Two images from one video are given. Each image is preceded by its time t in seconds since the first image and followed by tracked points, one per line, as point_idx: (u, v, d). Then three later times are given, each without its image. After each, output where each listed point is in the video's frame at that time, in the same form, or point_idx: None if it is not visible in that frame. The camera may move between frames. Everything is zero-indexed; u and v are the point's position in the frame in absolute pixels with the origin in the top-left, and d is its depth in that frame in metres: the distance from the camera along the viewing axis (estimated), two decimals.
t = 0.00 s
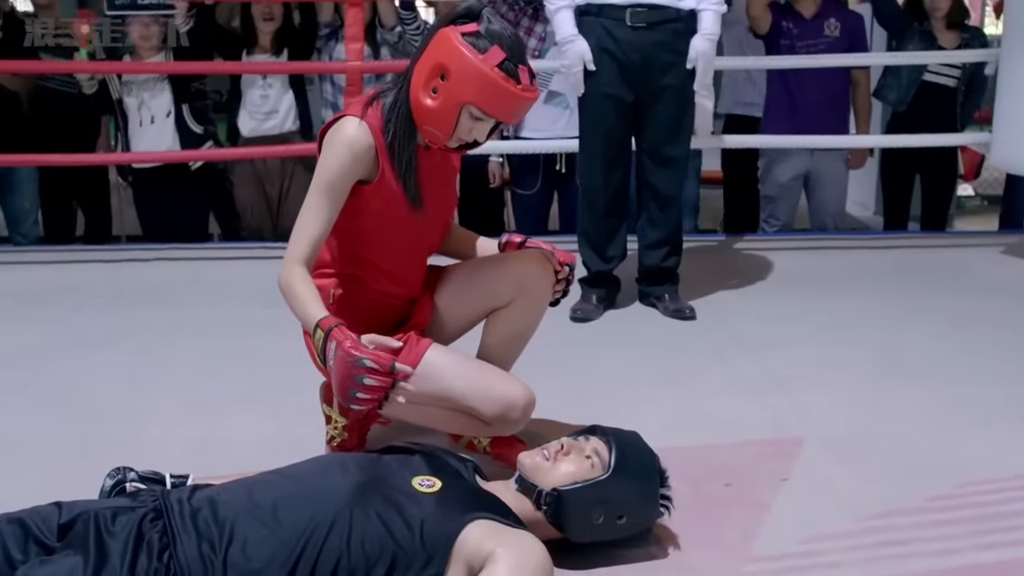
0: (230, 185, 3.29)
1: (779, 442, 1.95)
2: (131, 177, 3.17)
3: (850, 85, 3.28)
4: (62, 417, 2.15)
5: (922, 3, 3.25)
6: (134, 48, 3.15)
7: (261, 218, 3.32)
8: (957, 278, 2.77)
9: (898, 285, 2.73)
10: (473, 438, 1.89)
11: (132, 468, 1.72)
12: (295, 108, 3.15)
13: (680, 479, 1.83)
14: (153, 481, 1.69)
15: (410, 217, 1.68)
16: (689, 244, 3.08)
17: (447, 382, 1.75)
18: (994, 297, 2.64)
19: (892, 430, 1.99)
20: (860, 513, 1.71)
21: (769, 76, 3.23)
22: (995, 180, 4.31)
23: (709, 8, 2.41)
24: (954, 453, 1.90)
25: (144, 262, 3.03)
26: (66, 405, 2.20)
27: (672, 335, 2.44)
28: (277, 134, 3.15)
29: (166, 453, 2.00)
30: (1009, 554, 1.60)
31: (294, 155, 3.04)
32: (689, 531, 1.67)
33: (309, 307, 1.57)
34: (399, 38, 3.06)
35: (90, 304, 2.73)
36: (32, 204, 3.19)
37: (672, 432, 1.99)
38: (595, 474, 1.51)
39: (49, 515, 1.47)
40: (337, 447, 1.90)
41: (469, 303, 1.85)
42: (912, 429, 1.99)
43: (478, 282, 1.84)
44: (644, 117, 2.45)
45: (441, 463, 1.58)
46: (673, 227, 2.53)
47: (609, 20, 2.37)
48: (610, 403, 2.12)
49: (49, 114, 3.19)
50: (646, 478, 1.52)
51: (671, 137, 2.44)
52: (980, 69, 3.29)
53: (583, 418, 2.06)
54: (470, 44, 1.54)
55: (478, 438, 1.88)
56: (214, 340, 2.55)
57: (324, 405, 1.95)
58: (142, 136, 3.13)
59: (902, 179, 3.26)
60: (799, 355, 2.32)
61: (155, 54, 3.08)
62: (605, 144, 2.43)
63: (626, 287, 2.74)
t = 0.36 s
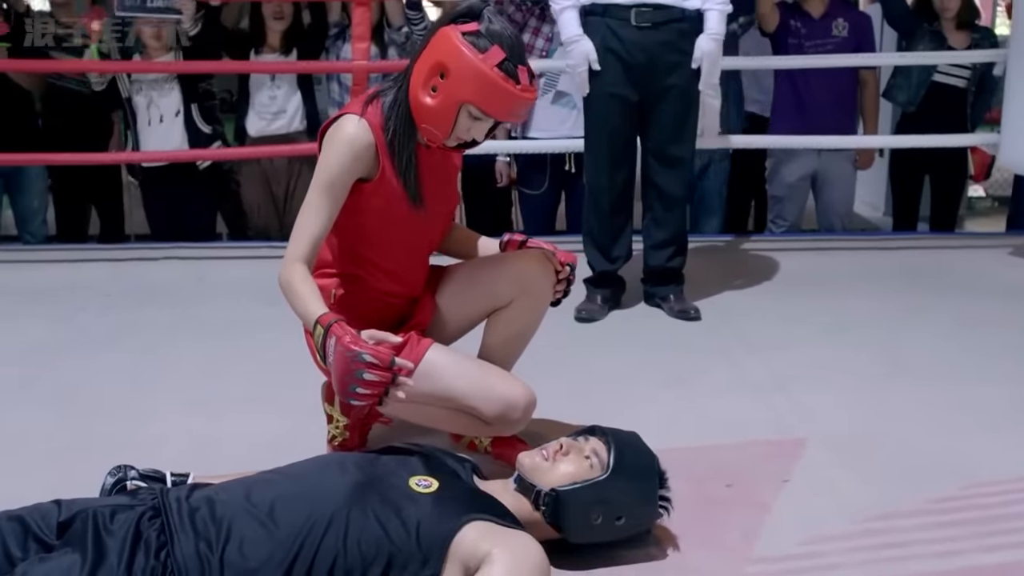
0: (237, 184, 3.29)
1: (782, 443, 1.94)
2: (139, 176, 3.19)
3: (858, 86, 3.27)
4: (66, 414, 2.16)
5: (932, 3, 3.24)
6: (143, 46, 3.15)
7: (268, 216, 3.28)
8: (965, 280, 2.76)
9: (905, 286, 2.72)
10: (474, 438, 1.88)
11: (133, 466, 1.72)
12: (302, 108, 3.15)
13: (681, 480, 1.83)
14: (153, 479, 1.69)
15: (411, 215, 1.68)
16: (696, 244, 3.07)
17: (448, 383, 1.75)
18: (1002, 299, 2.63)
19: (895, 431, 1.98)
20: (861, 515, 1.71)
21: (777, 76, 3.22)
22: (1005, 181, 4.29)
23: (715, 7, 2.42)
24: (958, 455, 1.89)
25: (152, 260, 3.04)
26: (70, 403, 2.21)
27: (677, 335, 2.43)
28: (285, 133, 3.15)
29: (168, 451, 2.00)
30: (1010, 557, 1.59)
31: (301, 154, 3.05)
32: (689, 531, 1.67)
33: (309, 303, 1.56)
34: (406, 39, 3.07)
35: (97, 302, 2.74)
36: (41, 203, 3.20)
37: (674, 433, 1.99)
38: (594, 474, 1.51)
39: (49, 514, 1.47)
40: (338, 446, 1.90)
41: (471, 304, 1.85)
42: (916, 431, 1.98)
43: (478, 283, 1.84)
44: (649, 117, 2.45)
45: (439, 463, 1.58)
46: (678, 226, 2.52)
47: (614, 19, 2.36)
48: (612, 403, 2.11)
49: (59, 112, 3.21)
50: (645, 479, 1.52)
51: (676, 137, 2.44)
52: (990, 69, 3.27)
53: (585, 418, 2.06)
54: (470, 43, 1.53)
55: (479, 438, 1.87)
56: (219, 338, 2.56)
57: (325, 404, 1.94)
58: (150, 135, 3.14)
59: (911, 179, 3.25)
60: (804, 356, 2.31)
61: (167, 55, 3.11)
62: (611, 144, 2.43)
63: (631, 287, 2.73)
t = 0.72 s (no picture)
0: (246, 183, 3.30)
1: (785, 444, 1.94)
2: (149, 176, 3.20)
3: (868, 86, 3.26)
4: (72, 412, 2.17)
5: (942, 4, 3.23)
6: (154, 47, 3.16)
7: (276, 217, 3.31)
8: (974, 281, 2.75)
9: (913, 287, 2.71)
10: (476, 438, 1.88)
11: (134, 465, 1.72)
12: (311, 108, 3.16)
13: (683, 481, 1.82)
14: (155, 478, 1.69)
15: (412, 215, 1.68)
16: (704, 244, 3.07)
17: (449, 382, 1.73)
18: (1011, 300, 2.62)
19: (899, 433, 1.97)
20: (863, 517, 1.70)
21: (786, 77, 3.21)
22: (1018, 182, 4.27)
23: (721, 7, 2.41)
24: (962, 457, 1.88)
25: (161, 259, 3.05)
26: (77, 401, 2.22)
27: (682, 336, 2.43)
28: (293, 133, 3.16)
29: (172, 449, 2.01)
30: (1011, 560, 1.59)
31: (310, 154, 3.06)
32: (689, 533, 1.67)
33: (312, 303, 1.56)
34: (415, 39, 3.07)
35: (106, 301, 2.75)
36: (52, 203, 3.22)
37: (677, 433, 1.99)
38: (593, 474, 1.51)
39: (51, 511, 1.47)
40: (341, 445, 1.91)
41: (474, 303, 1.85)
42: (920, 433, 1.97)
43: (484, 282, 1.84)
44: (655, 118, 2.45)
45: (439, 463, 1.58)
46: (684, 227, 2.52)
47: (620, 19, 2.37)
48: (616, 404, 2.11)
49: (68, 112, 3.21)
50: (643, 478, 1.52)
51: (682, 137, 2.44)
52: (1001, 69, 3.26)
53: (588, 419, 2.06)
54: (472, 44, 1.53)
55: (481, 438, 1.87)
56: (226, 337, 2.57)
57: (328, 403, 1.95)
58: (160, 134, 3.15)
59: (921, 180, 3.24)
60: (810, 357, 2.31)
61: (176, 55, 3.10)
62: (616, 144, 2.43)
63: (637, 288, 2.73)
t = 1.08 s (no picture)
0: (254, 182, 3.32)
1: (787, 446, 1.94)
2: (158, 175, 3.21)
3: (877, 87, 3.25)
4: (76, 411, 2.18)
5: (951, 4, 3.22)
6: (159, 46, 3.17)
7: (285, 216, 3.32)
8: (982, 282, 2.74)
9: (920, 288, 2.70)
10: (478, 437, 1.87)
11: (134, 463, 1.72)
12: (319, 107, 3.17)
13: (684, 482, 1.82)
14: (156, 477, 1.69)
15: (412, 216, 1.67)
16: (711, 244, 3.07)
17: (451, 386, 1.69)
18: (1018, 301, 2.61)
19: (902, 435, 1.97)
20: (863, 518, 1.70)
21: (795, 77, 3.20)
22: None
23: (726, 7, 2.41)
24: (965, 459, 1.88)
25: (169, 258, 3.07)
26: (81, 400, 2.23)
27: (687, 337, 2.43)
28: (301, 133, 3.17)
29: (175, 448, 2.01)
30: (1011, 563, 1.58)
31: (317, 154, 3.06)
32: (688, 534, 1.66)
33: (311, 303, 1.56)
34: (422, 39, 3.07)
35: (113, 301, 2.76)
36: (60, 202, 3.23)
37: (679, 435, 1.98)
38: (587, 469, 1.50)
39: (50, 511, 1.47)
40: (343, 444, 1.91)
41: (476, 303, 1.84)
42: (924, 434, 1.97)
43: (485, 281, 1.83)
44: (660, 118, 2.44)
45: (437, 459, 1.56)
46: (689, 227, 2.52)
47: (625, 19, 2.36)
48: (619, 405, 2.11)
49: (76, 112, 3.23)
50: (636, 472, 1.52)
51: (687, 137, 2.43)
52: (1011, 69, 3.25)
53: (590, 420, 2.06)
54: (472, 45, 1.53)
55: (482, 437, 1.86)
56: (232, 336, 2.57)
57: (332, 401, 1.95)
58: (169, 134, 3.16)
59: (929, 180, 3.23)
60: (814, 358, 2.30)
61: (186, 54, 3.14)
62: (621, 144, 2.43)
63: (643, 288, 2.73)
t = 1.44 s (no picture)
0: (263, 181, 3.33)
1: (791, 447, 1.93)
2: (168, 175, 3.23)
3: (888, 87, 3.25)
4: (83, 408, 2.19)
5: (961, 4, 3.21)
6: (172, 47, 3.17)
7: (294, 215, 3.34)
8: (992, 284, 2.73)
9: (928, 290, 2.69)
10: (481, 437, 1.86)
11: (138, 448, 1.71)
12: (328, 106, 3.18)
13: (687, 483, 1.82)
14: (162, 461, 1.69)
15: (413, 215, 1.67)
16: (719, 244, 3.06)
17: (453, 386, 1.65)
18: None
19: (906, 437, 1.96)
20: (865, 520, 1.69)
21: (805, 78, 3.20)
22: None
23: (734, 7, 2.42)
24: (969, 461, 1.87)
25: (178, 257, 3.08)
26: (88, 397, 2.24)
27: (693, 338, 2.42)
28: (311, 132, 3.18)
29: (180, 446, 2.02)
30: (1012, 566, 1.57)
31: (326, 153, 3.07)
32: (689, 535, 1.66)
33: (309, 300, 1.56)
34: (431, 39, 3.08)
35: (122, 299, 2.77)
36: (71, 200, 3.25)
37: (683, 436, 1.98)
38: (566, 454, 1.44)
39: (54, 505, 1.45)
40: (346, 444, 1.89)
41: (479, 303, 1.83)
42: (928, 436, 1.96)
43: (488, 281, 1.82)
44: (668, 118, 2.44)
45: (434, 460, 1.54)
46: (696, 227, 2.51)
47: (632, 19, 2.36)
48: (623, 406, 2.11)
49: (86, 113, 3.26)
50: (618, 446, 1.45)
51: (695, 137, 2.43)
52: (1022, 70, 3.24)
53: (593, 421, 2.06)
54: (472, 45, 1.53)
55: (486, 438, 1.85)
56: (239, 334, 2.58)
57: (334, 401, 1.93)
58: (180, 133, 3.17)
59: (939, 181, 3.22)
60: (820, 359, 2.30)
61: (197, 53, 3.13)
62: (628, 144, 2.43)
63: (650, 289, 2.73)
